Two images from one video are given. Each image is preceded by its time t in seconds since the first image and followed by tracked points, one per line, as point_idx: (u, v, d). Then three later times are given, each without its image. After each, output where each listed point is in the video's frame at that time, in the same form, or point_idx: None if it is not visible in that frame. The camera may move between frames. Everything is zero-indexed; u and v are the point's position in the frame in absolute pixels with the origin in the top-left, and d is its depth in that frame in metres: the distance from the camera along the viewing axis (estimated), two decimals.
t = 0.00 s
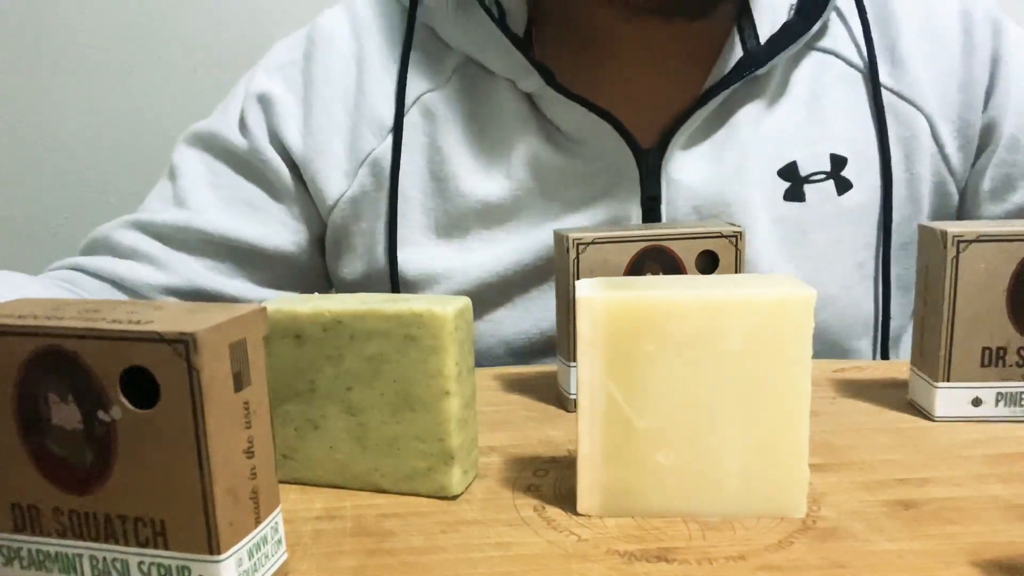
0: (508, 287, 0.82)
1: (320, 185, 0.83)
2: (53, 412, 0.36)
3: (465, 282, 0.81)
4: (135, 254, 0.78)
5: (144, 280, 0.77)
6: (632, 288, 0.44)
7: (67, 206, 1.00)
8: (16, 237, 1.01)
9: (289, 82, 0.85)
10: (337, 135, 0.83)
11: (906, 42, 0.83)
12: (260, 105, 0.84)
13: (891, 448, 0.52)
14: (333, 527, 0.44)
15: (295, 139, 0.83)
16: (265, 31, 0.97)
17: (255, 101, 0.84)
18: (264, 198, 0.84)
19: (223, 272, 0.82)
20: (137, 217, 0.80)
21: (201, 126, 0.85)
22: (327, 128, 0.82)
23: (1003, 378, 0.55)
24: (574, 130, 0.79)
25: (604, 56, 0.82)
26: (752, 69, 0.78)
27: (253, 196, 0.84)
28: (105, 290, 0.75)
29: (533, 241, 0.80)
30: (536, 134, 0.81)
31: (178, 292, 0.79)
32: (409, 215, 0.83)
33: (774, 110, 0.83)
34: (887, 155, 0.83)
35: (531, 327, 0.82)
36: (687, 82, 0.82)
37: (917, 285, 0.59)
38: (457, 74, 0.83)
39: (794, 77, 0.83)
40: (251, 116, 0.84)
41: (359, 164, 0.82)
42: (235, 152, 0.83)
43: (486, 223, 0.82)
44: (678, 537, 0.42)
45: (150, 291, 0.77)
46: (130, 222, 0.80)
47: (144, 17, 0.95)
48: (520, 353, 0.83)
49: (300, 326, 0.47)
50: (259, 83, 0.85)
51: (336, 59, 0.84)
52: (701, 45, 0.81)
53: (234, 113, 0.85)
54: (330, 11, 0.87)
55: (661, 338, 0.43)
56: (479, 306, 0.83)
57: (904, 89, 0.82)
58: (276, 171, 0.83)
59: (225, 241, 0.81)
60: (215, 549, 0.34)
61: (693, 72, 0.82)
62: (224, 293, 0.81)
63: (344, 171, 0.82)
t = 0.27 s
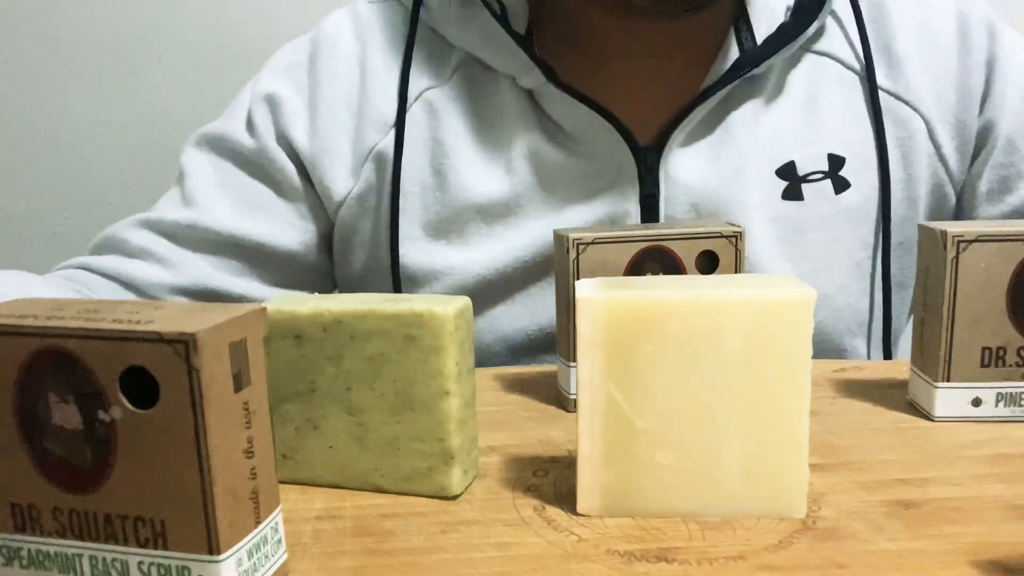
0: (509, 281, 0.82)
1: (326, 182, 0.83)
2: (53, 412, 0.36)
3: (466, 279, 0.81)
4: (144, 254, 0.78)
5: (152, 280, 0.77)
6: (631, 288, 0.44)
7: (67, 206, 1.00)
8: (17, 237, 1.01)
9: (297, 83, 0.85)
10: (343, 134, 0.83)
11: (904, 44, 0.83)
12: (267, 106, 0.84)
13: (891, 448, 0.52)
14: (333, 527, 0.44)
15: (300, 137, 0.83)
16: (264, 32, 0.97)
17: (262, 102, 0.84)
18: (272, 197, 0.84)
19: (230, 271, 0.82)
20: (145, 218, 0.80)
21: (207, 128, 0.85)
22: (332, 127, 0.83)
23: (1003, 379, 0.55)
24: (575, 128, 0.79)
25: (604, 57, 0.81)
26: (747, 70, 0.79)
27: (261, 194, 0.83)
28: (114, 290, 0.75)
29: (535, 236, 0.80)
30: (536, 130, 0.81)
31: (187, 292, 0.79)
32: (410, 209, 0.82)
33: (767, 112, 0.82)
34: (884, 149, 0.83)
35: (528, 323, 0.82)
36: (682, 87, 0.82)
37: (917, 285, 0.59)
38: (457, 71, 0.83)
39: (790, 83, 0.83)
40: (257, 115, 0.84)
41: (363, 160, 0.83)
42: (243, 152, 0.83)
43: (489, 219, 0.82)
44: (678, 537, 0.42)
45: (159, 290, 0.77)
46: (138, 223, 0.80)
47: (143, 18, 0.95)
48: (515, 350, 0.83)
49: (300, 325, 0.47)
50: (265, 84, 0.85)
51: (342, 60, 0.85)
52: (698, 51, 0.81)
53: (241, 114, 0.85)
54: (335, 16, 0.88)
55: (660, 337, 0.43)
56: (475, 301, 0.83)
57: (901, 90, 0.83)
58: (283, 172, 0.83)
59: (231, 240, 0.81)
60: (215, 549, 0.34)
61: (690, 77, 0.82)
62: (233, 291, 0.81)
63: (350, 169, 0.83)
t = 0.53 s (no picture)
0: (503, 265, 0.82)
1: (326, 171, 0.83)
2: (53, 412, 0.36)
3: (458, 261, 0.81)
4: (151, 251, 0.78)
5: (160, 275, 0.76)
6: (631, 288, 0.44)
7: (67, 206, 1.00)
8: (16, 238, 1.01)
9: (296, 76, 0.86)
10: (341, 124, 0.84)
11: (897, 36, 0.84)
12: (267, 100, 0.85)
13: (892, 448, 0.52)
14: (333, 527, 0.44)
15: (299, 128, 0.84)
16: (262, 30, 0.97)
17: (263, 96, 0.85)
18: (275, 190, 0.84)
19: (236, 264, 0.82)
20: (151, 216, 0.80)
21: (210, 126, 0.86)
22: (330, 118, 0.83)
23: (1002, 378, 0.55)
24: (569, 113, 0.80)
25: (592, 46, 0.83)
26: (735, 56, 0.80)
27: (264, 187, 0.84)
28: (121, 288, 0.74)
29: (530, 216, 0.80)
30: (530, 113, 0.82)
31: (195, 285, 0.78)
32: (407, 194, 0.83)
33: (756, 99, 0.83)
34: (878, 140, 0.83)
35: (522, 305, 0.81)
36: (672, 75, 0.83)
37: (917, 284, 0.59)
38: (450, 62, 0.84)
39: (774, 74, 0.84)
40: (258, 107, 0.84)
41: (360, 148, 0.83)
42: (247, 147, 0.84)
43: (487, 203, 0.82)
44: (678, 537, 0.42)
45: (166, 285, 0.76)
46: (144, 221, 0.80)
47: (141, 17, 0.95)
48: (509, 334, 0.82)
49: (300, 326, 0.47)
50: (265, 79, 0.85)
51: (336, 53, 0.85)
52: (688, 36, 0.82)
53: (245, 107, 0.86)
54: (332, 14, 0.88)
55: (660, 337, 0.43)
56: (466, 284, 0.83)
57: (894, 79, 0.83)
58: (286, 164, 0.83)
59: (236, 233, 0.81)
60: (215, 549, 0.34)
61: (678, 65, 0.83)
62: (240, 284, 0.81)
63: (349, 157, 0.84)
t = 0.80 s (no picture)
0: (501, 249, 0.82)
1: (331, 160, 0.83)
2: (54, 412, 0.36)
3: (460, 246, 0.81)
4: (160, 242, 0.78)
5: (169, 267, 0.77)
6: (631, 288, 0.44)
7: (67, 206, 1.01)
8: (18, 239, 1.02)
9: (298, 69, 0.86)
10: (345, 116, 0.83)
11: (887, 30, 0.84)
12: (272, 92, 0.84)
13: (891, 448, 0.52)
14: (333, 527, 0.44)
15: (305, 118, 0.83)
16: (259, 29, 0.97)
17: (270, 88, 0.84)
18: (281, 178, 0.84)
19: (245, 254, 0.82)
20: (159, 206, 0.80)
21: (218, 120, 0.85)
22: (335, 110, 0.83)
23: (1003, 379, 0.55)
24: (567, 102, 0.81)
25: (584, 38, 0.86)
26: (728, 44, 0.80)
27: (271, 176, 0.83)
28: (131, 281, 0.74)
29: (534, 199, 0.80)
30: (532, 101, 0.82)
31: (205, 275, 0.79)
32: (412, 182, 0.83)
33: (750, 86, 0.83)
34: (867, 137, 0.83)
35: (521, 287, 0.82)
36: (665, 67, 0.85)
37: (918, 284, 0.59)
38: (452, 54, 0.84)
39: (757, 66, 0.83)
40: (265, 98, 0.84)
41: (366, 137, 0.83)
42: (255, 138, 0.83)
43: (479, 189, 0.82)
44: (678, 537, 0.42)
45: (176, 275, 0.77)
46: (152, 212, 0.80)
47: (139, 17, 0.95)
48: (508, 315, 0.83)
49: (300, 326, 0.47)
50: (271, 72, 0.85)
51: (341, 48, 0.85)
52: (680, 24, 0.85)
53: (250, 99, 0.85)
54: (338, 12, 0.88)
55: (660, 338, 0.43)
56: (466, 268, 0.83)
57: (882, 72, 0.83)
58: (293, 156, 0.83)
59: (243, 224, 0.81)
60: (215, 549, 0.34)
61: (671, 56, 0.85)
62: (250, 275, 0.81)
63: (355, 145, 0.83)
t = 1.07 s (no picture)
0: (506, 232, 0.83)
1: (352, 148, 0.83)
2: (54, 412, 0.36)
3: (476, 227, 0.82)
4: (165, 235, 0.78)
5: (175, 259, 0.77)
6: (631, 288, 0.44)
7: (67, 206, 1.00)
8: (15, 239, 1.01)
9: (316, 57, 0.85)
10: (365, 104, 0.83)
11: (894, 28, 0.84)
12: (290, 80, 0.84)
13: (891, 448, 0.52)
14: (333, 527, 0.44)
15: (324, 108, 0.83)
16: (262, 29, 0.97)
17: (287, 77, 0.84)
18: (292, 170, 0.84)
19: (253, 247, 0.82)
20: (167, 197, 0.80)
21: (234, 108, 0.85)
22: (355, 97, 0.83)
23: (1003, 378, 0.55)
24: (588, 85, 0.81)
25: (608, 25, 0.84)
26: (743, 38, 0.81)
27: (281, 168, 0.83)
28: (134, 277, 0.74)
29: (553, 180, 0.81)
30: (557, 88, 0.82)
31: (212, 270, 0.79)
32: (433, 166, 0.83)
33: (762, 81, 0.83)
34: (877, 134, 0.83)
35: (534, 267, 0.82)
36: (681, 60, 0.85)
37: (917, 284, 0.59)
38: (473, 44, 0.84)
39: (773, 57, 0.84)
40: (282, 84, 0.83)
41: (387, 125, 0.83)
42: (268, 128, 0.82)
43: (478, 179, 0.83)
44: (678, 537, 0.42)
45: (182, 270, 0.77)
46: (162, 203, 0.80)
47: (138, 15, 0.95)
48: (528, 292, 0.83)
49: (300, 326, 0.47)
50: (288, 61, 0.85)
51: (358, 37, 0.85)
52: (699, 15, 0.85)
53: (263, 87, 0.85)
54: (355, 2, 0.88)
55: (660, 337, 0.43)
56: (478, 249, 0.84)
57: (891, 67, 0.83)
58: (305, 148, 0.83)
59: (251, 217, 0.81)
60: (215, 550, 0.34)
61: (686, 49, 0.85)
62: (255, 269, 0.82)
63: (375, 133, 0.83)
